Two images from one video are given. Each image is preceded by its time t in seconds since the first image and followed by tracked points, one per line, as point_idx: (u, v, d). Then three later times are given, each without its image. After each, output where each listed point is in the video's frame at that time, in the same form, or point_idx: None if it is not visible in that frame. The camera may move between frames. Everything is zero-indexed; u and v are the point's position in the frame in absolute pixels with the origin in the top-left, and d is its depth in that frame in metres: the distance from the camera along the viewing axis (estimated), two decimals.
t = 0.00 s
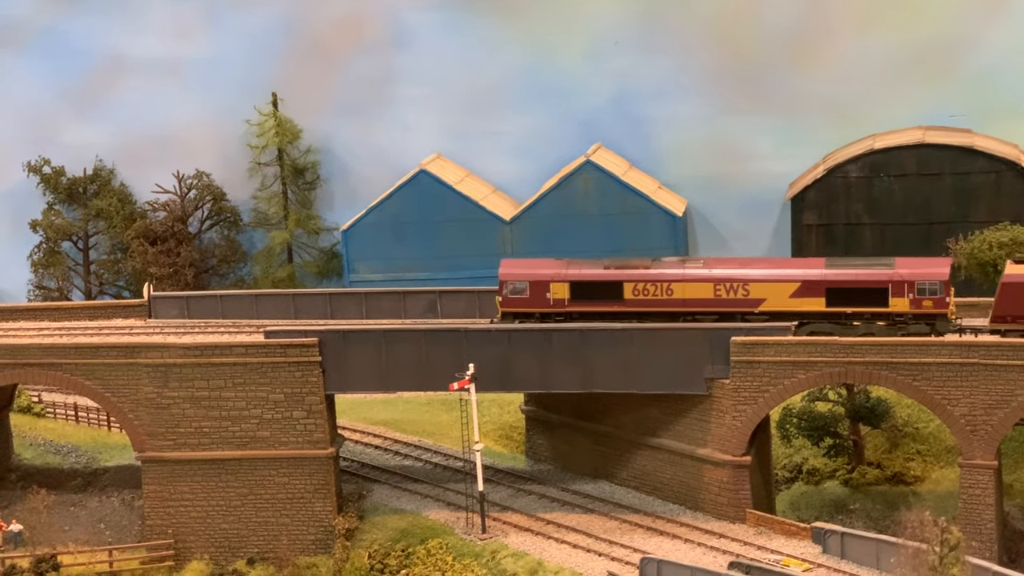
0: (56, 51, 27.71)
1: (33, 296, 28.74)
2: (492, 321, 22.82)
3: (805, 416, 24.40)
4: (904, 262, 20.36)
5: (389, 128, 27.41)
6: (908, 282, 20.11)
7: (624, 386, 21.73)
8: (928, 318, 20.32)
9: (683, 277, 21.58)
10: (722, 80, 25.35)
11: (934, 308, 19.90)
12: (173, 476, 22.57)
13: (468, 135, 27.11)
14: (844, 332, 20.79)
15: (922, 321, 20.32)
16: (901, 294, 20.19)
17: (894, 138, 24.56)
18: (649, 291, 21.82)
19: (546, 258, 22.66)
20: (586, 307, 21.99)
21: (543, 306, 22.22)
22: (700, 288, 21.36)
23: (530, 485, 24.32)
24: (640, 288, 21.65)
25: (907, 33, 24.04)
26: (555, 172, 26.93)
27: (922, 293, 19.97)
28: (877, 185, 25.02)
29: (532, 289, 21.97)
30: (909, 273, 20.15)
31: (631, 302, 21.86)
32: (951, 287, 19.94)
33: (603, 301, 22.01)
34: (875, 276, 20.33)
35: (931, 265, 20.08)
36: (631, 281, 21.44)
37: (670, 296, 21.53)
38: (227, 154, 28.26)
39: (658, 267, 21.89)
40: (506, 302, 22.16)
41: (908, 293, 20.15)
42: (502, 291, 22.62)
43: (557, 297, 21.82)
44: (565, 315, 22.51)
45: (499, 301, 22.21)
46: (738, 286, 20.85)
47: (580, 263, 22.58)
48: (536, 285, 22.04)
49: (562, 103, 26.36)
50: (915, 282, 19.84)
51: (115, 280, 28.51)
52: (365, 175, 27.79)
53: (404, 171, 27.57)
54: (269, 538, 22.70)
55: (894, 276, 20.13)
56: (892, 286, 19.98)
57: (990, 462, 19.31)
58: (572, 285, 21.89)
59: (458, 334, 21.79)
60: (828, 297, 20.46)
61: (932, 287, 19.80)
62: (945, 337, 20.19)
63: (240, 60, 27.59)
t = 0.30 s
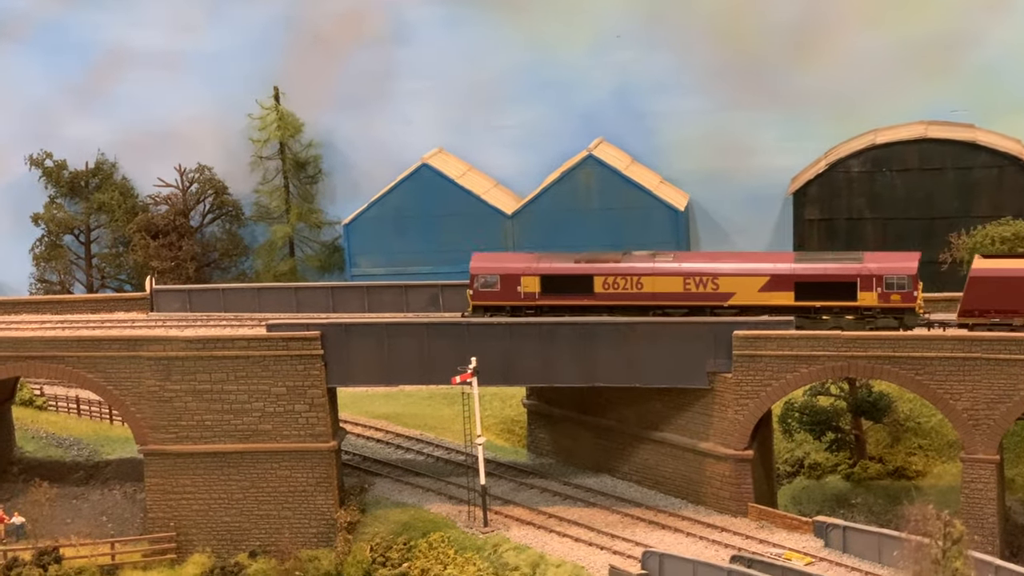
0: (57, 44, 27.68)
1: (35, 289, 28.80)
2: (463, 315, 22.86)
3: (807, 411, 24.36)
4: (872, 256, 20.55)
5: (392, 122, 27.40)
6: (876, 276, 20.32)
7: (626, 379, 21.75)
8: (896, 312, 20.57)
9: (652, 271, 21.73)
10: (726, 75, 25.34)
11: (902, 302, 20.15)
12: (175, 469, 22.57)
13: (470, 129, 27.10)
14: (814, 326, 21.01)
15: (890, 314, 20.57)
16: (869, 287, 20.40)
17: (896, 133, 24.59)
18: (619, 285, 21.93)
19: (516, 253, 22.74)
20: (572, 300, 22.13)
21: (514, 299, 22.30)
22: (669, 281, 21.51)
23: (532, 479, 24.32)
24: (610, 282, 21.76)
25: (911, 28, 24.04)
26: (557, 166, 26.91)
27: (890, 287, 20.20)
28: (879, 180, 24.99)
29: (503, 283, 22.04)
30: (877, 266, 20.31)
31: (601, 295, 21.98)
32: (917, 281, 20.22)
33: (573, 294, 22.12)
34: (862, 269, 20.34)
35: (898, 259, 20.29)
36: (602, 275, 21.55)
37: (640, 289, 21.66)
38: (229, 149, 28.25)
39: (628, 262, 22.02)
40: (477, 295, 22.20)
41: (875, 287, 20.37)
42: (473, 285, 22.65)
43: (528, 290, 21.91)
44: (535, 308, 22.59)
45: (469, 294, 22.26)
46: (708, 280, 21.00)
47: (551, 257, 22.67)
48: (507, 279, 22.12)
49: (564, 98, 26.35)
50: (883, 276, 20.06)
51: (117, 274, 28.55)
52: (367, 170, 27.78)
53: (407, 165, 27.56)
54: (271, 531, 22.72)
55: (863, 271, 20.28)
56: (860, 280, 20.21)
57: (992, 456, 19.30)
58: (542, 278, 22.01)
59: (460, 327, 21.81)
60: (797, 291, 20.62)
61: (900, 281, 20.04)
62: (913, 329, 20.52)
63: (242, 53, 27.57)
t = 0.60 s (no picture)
0: (66, 40, 27.71)
1: (44, 285, 28.85)
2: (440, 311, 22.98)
3: (815, 408, 24.35)
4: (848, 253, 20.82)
5: (401, 119, 27.41)
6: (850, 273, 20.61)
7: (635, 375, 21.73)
8: (871, 308, 20.87)
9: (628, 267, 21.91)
10: (734, 72, 25.34)
11: (876, 299, 20.41)
12: (184, 465, 22.59)
13: (478, 125, 27.11)
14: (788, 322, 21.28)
15: (864, 311, 20.87)
16: (844, 284, 20.69)
17: (905, 130, 24.55)
18: (595, 282, 22.05)
19: (493, 249, 22.89)
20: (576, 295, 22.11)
21: (491, 296, 22.42)
22: (645, 278, 21.69)
23: (540, 475, 24.32)
24: (586, 278, 21.93)
25: (918, 25, 24.04)
26: (565, 163, 26.92)
27: (865, 284, 20.46)
28: (888, 177, 24.99)
29: (479, 279, 22.16)
30: (852, 263, 20.58)
31: (577, 292, 22.09)
32: (891, 278, 20.52)
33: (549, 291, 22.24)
34: (842, 265, 20.61)
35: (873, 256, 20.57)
36: (578, 271, 21.67)
37: (616, 286, 21.83)
38: (238, 146, 28.29)
39: (604, 259, 22.21)
40: (455, 291, 22.33)
41: (850, 284, 20.66)
42: (450, 282, 22.75)
43: (504, 287, 22.03)
44: (512, 305, 22.70)
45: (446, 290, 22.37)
46: (683, 276, 21.13)
47: (528, 254, 22.78)
48: (484, 275, 22.26)
49: (572, 95, 26.36)
50: (858, 273, 20.33)
51: (125, 270, 28.62)
52: (376, 166, 27.80)
53: (415, 162, 27.58)
54: (280, 527, 22.73)
55: (837, 268, 20.55)
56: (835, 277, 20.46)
57: (1001, 454, 19.26)
58: (519, 275, 22.17)
59: (469, 323, 21.79)
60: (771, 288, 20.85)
61: (874, 279, 20.29)
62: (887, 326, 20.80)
63: (252, 48, 27.58)
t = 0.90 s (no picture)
0: (78, 38, 27.75)
1: (55, 283, 28.96)
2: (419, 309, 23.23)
3: (825, 407, 24.39)
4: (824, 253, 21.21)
5: (410, 117, 27.43)
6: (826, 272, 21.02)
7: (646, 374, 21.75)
8: (846, 307, 21.24)
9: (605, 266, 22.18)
10: (743, 71, 25.34)
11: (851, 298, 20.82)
12: (196, 463, 22.65)
13: (488, 124, 27.15)
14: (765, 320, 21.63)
15: (840, 310, 21.29)
16: (821, 283, 21.09)
17: (914, 129, 24.62)
18: (573, 281, 22.26)
19: (472, 248, 23.12)
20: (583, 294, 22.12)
21: (469, 295, 22.59)
22: (622, 277, 21.97)
23: (551, 474, 24.37)
24: (564, 277, 22.12)
25: (926, 23, 24.02)
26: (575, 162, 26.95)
27: (841, 283, 20.87)
28: (898, 176, 25.12)
29: (458, 278, 22.33)
30: (829, 263, 20.98)
31: (555, 291, 22.30)
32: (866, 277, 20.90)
33: (527, 290, 22.43)
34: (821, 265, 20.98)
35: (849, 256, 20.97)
36: (555, 271, 21.89)
37: (593, 285, 22.11)
38: (248, 144, 28.34)
39: (583, 258, 22.49)
40: (433, 290, 22.56)
41: (826, 283, 21.07)
42: (429, 281, 22.90)
43: (482, 285, 22.22)
44: (490, 304, 22.88)
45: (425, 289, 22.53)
46: (660, 276, 21.38)
47: (506, 253, 22.97)
48: (463, 274, 22.42)
49: (582, 94, 26.38)
50: (834, 273, 20.73)
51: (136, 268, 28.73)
52: (386, 165, 27.87)
53: (424, 160, 27.62)
54: (292, 525, 22.80)
55: (814, 268, 20.95)
56: (810, 276, 20.82)
57: (1012, 453, 19.29)
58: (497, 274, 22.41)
59: (480, 322, 21.82)
60: (747, 287, 21.16)
61: (849, 278, 20.69)
62: (862, 325, 21.20)
63: (263, 46, 27.61)
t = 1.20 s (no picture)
0: (93, 43, 27.93)
1: (71, 285, 29.13)
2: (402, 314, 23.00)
3: (840, 410, 24.41)
4: (805, 255, 21.12)
5: (425, 120, 27.47)
6: (807, 274, 20.95)
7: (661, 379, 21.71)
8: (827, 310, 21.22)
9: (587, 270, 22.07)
10: (758, 74, 25.33)
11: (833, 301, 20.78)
12: (211, 465, 22.67)
13: (502, 127, 27.17)
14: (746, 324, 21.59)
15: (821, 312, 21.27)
16: (801, 285, 21.03)
17: (929, 132, 24.51)
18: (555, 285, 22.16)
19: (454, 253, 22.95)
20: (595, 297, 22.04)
21: (452, 298, 22.41)
22: (605, 281, 21.85)
23: (566, 477, 24.39)
24: (547, 280, 22.03)
25: (941, 27, 24.01)
26: (590, 165, 26.96)
27: (822, 286, 20.81)
28: (913, 179, 24.94)
29: (441, 281, 22.15)
30: (813, 266, 20.94)
31: (538, 294, 22.19)
32: (847, 280, 20.85)
33: (510, 293, 22.31)
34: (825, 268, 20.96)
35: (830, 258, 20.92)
36: (538, 274, 21.81)
37: (576, 288, 21.95)
38: (262, 147, 28.37)
39: (565, 262, 22.37)
40: (416, 293, 22.31)
41: (807, 285, 21.01)
42: (411, 284, 22.69)
43: (465, 289, 22.07)
44: (473, 307, 22.74)
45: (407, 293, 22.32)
46: (643, 279, 21.35)
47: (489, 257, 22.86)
48: (446, 277, 22.24)
49: (595, 97, 26.41)
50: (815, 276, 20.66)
51: (151, 271, 28.83)
52: (399, 168, 27.91)
53: (439, 163, 27.65)
54: (307, 527, 22.82)
55: (795, 270, 20.87)
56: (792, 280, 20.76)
57: None
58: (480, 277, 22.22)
59: (495, 325, 21.79)
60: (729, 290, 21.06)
61: (830, 281, 20.64)
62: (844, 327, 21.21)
63: (279, 49, 27.67)
